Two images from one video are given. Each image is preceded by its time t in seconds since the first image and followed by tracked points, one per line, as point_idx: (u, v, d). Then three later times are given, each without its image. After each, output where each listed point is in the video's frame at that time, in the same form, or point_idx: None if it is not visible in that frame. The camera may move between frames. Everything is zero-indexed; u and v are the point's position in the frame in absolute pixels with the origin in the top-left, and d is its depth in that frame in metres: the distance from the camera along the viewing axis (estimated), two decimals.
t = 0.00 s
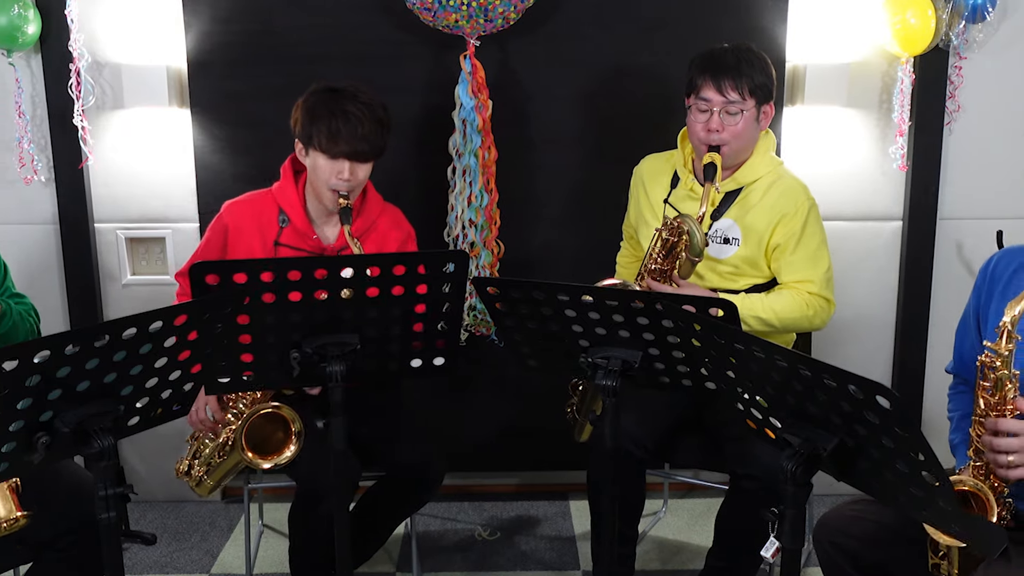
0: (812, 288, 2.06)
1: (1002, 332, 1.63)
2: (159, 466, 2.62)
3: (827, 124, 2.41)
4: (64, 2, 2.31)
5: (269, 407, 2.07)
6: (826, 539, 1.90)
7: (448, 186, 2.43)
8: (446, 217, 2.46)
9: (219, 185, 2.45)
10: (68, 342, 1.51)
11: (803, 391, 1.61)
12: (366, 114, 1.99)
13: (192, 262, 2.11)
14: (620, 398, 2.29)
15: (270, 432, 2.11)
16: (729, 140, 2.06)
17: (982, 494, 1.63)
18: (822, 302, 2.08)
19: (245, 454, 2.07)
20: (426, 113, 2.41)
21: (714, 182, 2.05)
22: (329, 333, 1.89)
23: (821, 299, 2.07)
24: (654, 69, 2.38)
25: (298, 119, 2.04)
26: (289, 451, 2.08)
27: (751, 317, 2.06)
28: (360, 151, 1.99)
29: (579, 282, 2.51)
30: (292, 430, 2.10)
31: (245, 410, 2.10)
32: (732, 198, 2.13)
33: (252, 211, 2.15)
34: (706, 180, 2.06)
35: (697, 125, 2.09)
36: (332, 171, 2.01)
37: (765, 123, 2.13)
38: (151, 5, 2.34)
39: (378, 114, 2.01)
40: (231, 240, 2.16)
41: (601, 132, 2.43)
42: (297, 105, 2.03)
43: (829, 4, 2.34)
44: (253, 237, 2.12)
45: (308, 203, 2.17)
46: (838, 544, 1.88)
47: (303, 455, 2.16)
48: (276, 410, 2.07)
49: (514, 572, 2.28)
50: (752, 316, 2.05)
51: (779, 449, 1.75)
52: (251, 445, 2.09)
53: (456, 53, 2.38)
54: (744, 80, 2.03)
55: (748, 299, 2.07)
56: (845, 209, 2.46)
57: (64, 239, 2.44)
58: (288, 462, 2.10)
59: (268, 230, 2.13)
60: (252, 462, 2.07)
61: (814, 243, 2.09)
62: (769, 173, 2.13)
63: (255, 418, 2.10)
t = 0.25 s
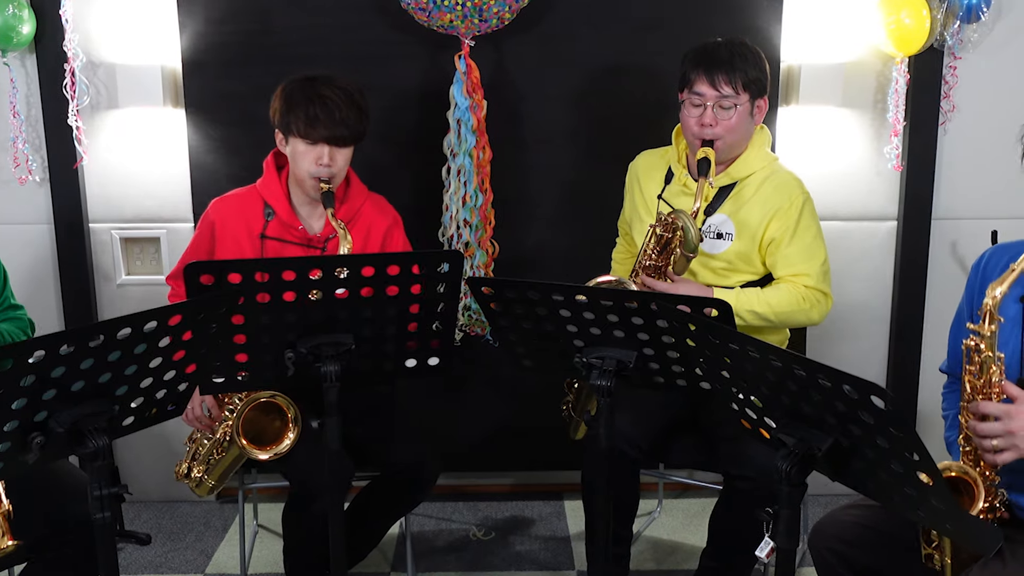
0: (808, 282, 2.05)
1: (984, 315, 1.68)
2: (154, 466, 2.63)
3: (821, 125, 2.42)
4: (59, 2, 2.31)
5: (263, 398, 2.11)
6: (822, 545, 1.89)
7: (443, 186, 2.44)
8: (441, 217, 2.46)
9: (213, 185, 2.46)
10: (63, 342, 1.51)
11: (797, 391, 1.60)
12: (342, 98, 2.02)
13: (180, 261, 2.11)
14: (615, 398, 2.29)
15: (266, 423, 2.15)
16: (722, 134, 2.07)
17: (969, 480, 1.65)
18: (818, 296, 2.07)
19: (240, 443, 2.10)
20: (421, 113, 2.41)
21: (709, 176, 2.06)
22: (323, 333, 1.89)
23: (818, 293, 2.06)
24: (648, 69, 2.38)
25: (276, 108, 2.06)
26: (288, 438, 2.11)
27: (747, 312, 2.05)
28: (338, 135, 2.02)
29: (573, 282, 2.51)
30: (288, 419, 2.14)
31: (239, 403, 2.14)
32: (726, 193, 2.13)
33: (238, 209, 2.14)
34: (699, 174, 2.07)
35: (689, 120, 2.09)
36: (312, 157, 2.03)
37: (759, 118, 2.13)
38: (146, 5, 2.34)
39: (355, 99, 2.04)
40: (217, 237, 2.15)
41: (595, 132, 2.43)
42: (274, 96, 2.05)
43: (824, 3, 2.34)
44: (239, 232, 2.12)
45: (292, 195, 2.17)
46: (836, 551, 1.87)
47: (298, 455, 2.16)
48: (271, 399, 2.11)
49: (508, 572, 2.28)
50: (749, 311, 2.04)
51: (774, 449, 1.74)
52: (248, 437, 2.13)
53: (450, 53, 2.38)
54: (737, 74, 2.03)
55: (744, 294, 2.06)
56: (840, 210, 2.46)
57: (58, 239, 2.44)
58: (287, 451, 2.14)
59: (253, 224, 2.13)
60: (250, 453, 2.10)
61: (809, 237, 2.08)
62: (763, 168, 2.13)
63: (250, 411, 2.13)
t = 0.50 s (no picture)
0: (802, 286, 2.05)
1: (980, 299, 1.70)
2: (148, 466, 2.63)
3: (816, 124, 2.42)
4: (53, 2, 2.31)
5: (250, 401, 2.08)
6: (817, 549, 1.88)
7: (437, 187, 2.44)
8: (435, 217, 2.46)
9: (208, 184, 2.46)
10: (57, 342, 1.50)
11: (792, 391, 1.59)
12: (320, 98, 2.03)
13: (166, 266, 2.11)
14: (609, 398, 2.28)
15: (255, 427, 2.11)
16: (713, 139, 2.07)
17: (968, 467, 1.63)
18: (812, 301, 2.07)
19: (229, 445, 2.07)
20: (415, 113, 2.41)
21: (699, 182, 2.05)
22: (318, 333, 1.88)
23: (812, 297, 2.06)
24: (643, 69, 2.39)
25: (255, 110, 2.07)
26: (277, 442, 2.08)
27: (740, 316, 2.05)
28: (317, 136, 2.03)
29: (568, 282, 2.51)
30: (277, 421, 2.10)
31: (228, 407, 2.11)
32: (718, 197, 2.13)
33: (222, 212, 2.15)
34: (691, 181, 2.05)
35: (680, 124, 2.10)
36: (292, 158, 2.04)
37: (750, 122, 2.13)
38: (141, 5, 2.34)
39: (333, 98, 2.04)
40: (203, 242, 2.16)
41: (590, 132, 2.43)
42: (252, 97, 2.05)
43: (818, 4, 2.34)
44: (223, 235, 2.12)
45: (275, 197, 2.17)
46: (830, 555, 1.86)
47: (292, 455, 2.16)
48: (258, 402, 2.08)
49: (503, 572, 2.28)
50: (742, 315, 2.04)
51: (769, 449, 1.73)
52: (237, 440, 2.10)
53: (444, 53, 2.38)
54: (727, 78, 2.04)
55: (737, 298, 2.06)
56: (834, 210, 2.46)
57: (53, 238, 2.44)
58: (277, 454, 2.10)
59: (237, 227, 2.13)
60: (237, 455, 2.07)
61: (803, 241, 2.08)
62: (755, 172, 2.13)
63: (239, 414, 2.10)
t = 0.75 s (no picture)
0: (794, 295, 2.04)
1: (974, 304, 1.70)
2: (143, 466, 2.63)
3: (810, 123, 2.42)
4: (48, 2, 2.31)
5: (247, 409, 2.11)
6: (814, 544, 1.87)
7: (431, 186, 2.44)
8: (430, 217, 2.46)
9: (202, 185, 2.46)
10: (52, 342, 1.50)
11: (787, 391, 1.59)
12: (313, 106, 2.03)
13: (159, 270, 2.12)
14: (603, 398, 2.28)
15: (249, 434, 2.14)
16: (707, 147, 2.07)
17: (968, 471, 1.64)
18: (804, 309, 2.06)
19: (222, 454, 2.09)
20: (410, 113, 2.42)
21: (692, 191, 2.06)
22: (313, 333, 1.88)
23: (804, 306, 2.06)
24: (638, 69, 2.39)
25: (248, 116, 2.06)
26: (268, 453, 2.11)
27: (734, 324, 2.02)
28: (310, 143, 2.03)
29: (563, 282, 2.51)
30: (270, 431, 2.13)
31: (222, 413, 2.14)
32: (712, 203, 2.14)
33: (216, 216, 2.16)
34: (684, 189, 2.06)
35: (675, 132, 2.09)
36: (285, 166, 2.04)
37: (745, 129, 2.13)
38: (136, 5, 2.34)
39: (325, 105, 2.05)
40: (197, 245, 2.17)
41: (584, 132, 2.43)
42: (245, 104, 2.05)
43: (812, 5, 2.34)
44: (216, 241, 2.12)
45: (267, 203, 2.17)
46: (830, 549, 1.85)
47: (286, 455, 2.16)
48: (253, 411, 2.10)
49: (498, 572, 2.28)
50: (736, 325, 2.01)
51: (764, 449, 1.73)
52: (230, 447, 2.12)
53: (439, 53, 2.39)
54: (722, 86, 2.03)
55: (730, 306, 2.04)
56: (828, 210, 2.46)
57: (47, 238, 2.44)
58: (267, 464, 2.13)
59: (230, 233, 2.13)
60: (230, 463, 2.10)
61: (796, 249, 2.08)
62: (749, 178, 2.13)
63: (233, 421, 2.13)
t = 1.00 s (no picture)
0: (781, 308, 2.04)
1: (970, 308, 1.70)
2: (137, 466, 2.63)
3: (805, 123, 2.42)
4: (43, 2, 2.31)
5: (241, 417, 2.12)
6: (809, 544, 1.86)
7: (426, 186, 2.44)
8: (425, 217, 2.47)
9: (197, 185, 2.46)
10: (46, 342, 1.50)
11: (781, 391, 1.59)
12: (322, 116, 2.02)
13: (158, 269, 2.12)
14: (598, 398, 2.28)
15: (242, 441, 2.15)
16: (701, 158, 2.06)
17: (965, 476, 1.64)
18: (792, 322, 2.06)
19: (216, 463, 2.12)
20: (404, 113, 2.42)
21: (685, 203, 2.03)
22: (308, 333, 1.88)
23: (792, 319, 2.05)
24: (632, 69, 2.39)
25: (256, 123, 2.06)
26: (260, 461, 2.12)
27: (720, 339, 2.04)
28: (317, 154, 2.02)
29: (558, 282, 2.51)
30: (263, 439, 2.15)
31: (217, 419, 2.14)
32: (706, 211, 2.14)
33: (218, 218, 2.16)
34: (678, 200, 2.03)
35: (669, 141, 2.08)
36: (292, 175, 2.03)
37: (741, 138, 2.12)
38: (130, 5, 2.35)
39: (334, 116, 2.03)
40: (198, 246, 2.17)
41: (579, 132, 2.43)
42: (254, 110, 2.04)
43: (807, 5, 2.34)
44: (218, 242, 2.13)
45: (271, 209, 2.17)
46: (823, 549, 1.85)
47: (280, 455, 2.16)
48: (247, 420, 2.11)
49: (493, 572, 2.28)
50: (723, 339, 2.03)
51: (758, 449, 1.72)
52: (223, 453, 2.14)
53: (434, 53, 2.39)
54: (717, 96, 2.03)
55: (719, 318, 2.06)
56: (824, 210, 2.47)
57: (42, 238, 2.44)
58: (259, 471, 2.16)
59: (233, 236, 2.14)
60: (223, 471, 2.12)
61: (787, 261, 2.07)
62: (743, 188, 2.13)
63: (226, 427, 2.13)
